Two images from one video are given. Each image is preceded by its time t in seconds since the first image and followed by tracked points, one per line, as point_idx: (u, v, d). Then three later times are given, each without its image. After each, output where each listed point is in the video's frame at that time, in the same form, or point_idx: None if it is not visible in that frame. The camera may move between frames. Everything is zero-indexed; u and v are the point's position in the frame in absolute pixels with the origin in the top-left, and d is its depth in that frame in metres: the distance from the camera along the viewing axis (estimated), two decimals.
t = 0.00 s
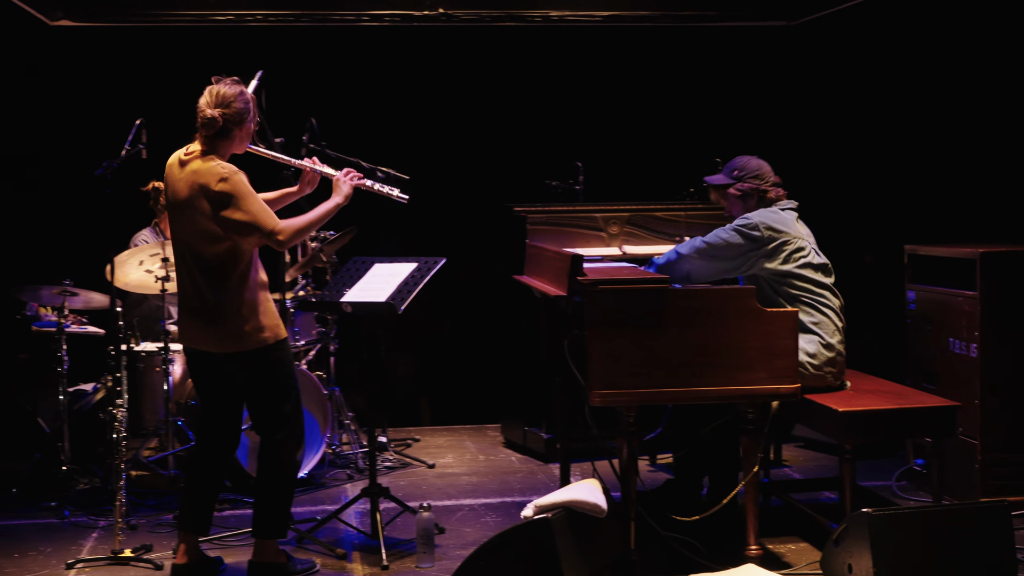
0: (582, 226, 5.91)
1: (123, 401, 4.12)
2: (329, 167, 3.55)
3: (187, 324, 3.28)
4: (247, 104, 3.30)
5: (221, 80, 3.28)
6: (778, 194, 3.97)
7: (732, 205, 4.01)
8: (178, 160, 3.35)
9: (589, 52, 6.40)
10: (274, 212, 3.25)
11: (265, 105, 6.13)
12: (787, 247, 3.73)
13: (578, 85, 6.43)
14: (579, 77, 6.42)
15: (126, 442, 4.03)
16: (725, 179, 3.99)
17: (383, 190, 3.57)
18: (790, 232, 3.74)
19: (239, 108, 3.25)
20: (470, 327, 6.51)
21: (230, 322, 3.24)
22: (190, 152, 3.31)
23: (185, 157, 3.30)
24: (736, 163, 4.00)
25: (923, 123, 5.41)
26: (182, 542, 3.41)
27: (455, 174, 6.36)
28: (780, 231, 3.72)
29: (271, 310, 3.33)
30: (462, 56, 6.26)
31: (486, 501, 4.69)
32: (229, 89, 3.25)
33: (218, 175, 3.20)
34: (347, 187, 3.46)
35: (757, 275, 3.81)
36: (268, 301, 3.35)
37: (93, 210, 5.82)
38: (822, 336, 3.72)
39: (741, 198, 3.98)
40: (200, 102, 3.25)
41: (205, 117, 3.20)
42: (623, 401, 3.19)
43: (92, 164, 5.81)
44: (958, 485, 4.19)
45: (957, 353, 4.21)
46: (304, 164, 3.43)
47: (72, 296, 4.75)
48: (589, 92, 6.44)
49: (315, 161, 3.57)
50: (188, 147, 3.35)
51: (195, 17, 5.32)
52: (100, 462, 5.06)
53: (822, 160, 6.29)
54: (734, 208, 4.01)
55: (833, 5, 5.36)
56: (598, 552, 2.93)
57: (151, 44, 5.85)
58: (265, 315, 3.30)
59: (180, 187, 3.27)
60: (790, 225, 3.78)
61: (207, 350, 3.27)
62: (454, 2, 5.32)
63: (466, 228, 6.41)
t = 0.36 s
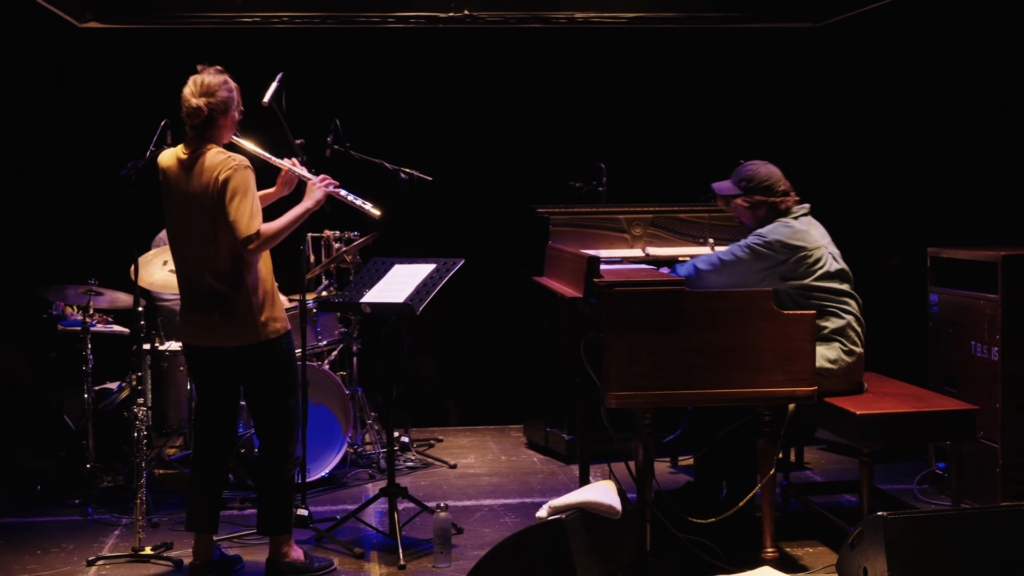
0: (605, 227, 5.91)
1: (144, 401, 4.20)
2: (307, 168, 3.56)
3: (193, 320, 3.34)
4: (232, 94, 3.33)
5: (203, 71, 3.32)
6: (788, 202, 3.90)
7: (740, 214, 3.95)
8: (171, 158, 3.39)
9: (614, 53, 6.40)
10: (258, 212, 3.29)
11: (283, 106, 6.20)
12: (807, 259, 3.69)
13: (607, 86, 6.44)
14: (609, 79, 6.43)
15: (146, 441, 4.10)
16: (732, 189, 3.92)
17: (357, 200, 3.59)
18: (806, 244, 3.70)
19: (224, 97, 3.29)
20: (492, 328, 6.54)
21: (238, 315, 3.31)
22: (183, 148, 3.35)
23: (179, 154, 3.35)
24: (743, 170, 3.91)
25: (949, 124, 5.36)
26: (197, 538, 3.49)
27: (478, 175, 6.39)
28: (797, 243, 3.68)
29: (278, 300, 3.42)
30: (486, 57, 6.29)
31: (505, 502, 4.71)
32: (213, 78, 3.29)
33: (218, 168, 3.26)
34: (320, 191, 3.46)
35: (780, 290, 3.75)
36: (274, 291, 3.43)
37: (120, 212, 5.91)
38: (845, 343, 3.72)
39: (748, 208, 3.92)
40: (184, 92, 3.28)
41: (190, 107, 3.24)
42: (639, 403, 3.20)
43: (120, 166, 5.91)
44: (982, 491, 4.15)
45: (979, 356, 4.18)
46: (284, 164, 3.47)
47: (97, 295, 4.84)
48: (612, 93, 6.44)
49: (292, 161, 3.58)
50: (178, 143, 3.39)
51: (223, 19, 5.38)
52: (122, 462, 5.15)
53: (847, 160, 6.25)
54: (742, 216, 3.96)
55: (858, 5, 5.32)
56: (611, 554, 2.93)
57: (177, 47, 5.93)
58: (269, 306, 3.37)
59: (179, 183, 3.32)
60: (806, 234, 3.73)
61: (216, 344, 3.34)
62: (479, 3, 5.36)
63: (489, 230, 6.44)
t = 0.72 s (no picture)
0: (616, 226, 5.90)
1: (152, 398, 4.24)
2: (337, 150, 3.57)
3: (199, 316, 3.37)
4: (257, 93, 3.36)
5: (230, 69, 3.35)
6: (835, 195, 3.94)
7: (786, 195, 3.99)
8: (195, 152, 3.44)
9: (625, 51, 6.39)
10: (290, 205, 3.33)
11: (293, 104, 6.19)
12: (828, 246, 3.71)
13: (619, 84, 6.43)
14: (621, 77, 6.43)
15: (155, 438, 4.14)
16: (786, 169, 3.96)
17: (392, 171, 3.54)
18: (832, 232, 3.74)
19: (248, 96, 3.32)
20: (504, 326, 6.55)
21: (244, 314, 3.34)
22: (204, 142, 3.41)
23: (201, 148, 3.41)
24: (799, 156, 3.96)
25: (963, 122, 5.32)
26: (203, 533, 3.52)
27: (490, 174, 6.40)
28: (822, 229, 3.72)
29: (282, 299, 3.44)
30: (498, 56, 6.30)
31: (514, 500, 4.72)
32: (238, 77, 3.32)
33: (235, 165, 3.28)
34: (354, 172, 3.48)
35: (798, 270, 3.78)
36: (280, 290, 3.46)
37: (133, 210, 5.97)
38: (852, 336, 3.68)
39: (794, 191, 3.96)
40: (209, 90, 3.33)
41: (213, 107, 3.29)
42: (644, 402, 3.20)
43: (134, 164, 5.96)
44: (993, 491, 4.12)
45: (991, 356, 4.15)
46: (310, 148, 3.50)
47: (110, 292, 4.89)
48: (625, 92, 6.44)
49: (321, 143, 3.60)
50: (203, 137, 3.44)
51: (237, 18, 5.41)
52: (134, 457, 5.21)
53: (861, 159, 6.21)
54: (787, 199, 3.99)
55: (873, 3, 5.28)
56: (613, 552, 2.94)
57: (192, 46, 5.98)
58: (277, 306, 3.41)
59: (196, 177, 3.37)
60: (833, 225, 3.76)
61: (220, 342, 3.37)
62: (491, 3, 5.38)
63: (500, 228, 6.45)
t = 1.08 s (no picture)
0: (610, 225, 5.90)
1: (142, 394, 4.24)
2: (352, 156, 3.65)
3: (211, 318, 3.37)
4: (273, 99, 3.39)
5: (247, 74, 3.38)
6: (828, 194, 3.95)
7: (780, 198, 3.98)
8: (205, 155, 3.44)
9: (621, 50, 6.39)
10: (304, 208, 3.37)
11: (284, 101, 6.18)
12: (819, 243, 3.71)
13: (614, 84, 6.43)
14: (616, 77, 6.42)
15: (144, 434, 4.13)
16: (776, 173, 3.96)
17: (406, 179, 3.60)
18: (825, 230, 3.73)
19: (266, 102, 3.35)
20: (497, 325, 6.54)
21: (254, 313, 3.35)
22: (216, 144, 3.41)
23: (212, 151, 3.41)
24: (787, 159, 3.97)
25: (959, 123, 5.32)
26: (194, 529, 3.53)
27: (484, 172, 6.40)
28: (815, 226, 3.72)
29: (293, 302, 3.46)
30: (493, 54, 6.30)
31: (504, 498, 4.72)
32: (256, 83, 3.34)
33: (250, 170, 3.31)
34: (371, 177, 3.56)
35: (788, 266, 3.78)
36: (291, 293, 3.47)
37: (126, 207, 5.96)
38: (840, 334, 3.67)
39: (788, 193, 3.96)
40: (227, 95, 3.34)
41: (233, 112, 3.30)
42: (632, 400, 3.20)
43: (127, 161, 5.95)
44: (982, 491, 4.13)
45: (981, 356, 4.16)
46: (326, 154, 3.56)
47: (101, 289, 4.88)
48: (619, 91, 6.44)
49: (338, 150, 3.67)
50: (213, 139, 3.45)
51: (232, 15, 5.39)
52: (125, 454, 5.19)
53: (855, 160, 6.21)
54: (781, 202, 3.98)
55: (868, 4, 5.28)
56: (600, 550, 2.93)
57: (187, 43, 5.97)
58: (289, 308, 3.42)
59: (208, 180, 3.37)
60: (827, 223, 3.76)
61: (230, 341, 3.37)
62: (487, 2, 5.39)
63: (494, 227, 6.45)
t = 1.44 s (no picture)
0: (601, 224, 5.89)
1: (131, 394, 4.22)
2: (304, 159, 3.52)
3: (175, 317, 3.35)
4: (226, 94, 3.31)
5: (199, 69, 3.29)
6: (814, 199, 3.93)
7: (766, 200, 3.98)
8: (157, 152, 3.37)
9: (616, 50, 6.38)
10: (251, 205, 3.30)
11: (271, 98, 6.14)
12: (801, 241, 3.72)
13: (606, 83, 6.42)
14: (608, 76, 6.41)
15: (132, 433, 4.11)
16: (766, 173, 3.98)
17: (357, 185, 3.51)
18: (806, 228, 3.74)
19: (217, 98, 3.27)
20: (489, 324, 6.53)
21: (222, 309, 3.32)
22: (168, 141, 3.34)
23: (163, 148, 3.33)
24: (780, 162, 4.00)
25: (951, 123, 5.31)
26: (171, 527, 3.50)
27: (476, 171, 6.38)
28: (795, 224, 3.73)
29: (261, 296, 3.43)
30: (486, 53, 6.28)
31: (493, 498, 4.71)
32: (207, 78, 3.26)
33: (201, 167, 3.23)
34: (320, 180, 3.41)
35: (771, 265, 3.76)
36: (258, 288, 3.44)
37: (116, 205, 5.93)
38: (829, 334, 3.65)
39: (775, 195, 3.96)
40: (178, 91, 3.27)
41: (183, 109, 3.24)
42: (619, 399, 3.19)
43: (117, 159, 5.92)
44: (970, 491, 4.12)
45: (970, 356, 4.16)
46: (281, 155, 3.44)
47: (90, 288, 4.85)
48: (611, 90, 6.43)
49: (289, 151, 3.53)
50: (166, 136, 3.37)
51: (222, 13, 5.33)
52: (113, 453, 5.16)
53: (847, 159, 6.21)
54: (767, 204, 3.98)
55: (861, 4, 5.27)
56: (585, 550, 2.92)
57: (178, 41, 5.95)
58: (255, 304, 3.39)
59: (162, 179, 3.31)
60: (807, 222, 3.78)
61: (200, 338, 3.34)
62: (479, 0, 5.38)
63: (486, 226, 6.43)
